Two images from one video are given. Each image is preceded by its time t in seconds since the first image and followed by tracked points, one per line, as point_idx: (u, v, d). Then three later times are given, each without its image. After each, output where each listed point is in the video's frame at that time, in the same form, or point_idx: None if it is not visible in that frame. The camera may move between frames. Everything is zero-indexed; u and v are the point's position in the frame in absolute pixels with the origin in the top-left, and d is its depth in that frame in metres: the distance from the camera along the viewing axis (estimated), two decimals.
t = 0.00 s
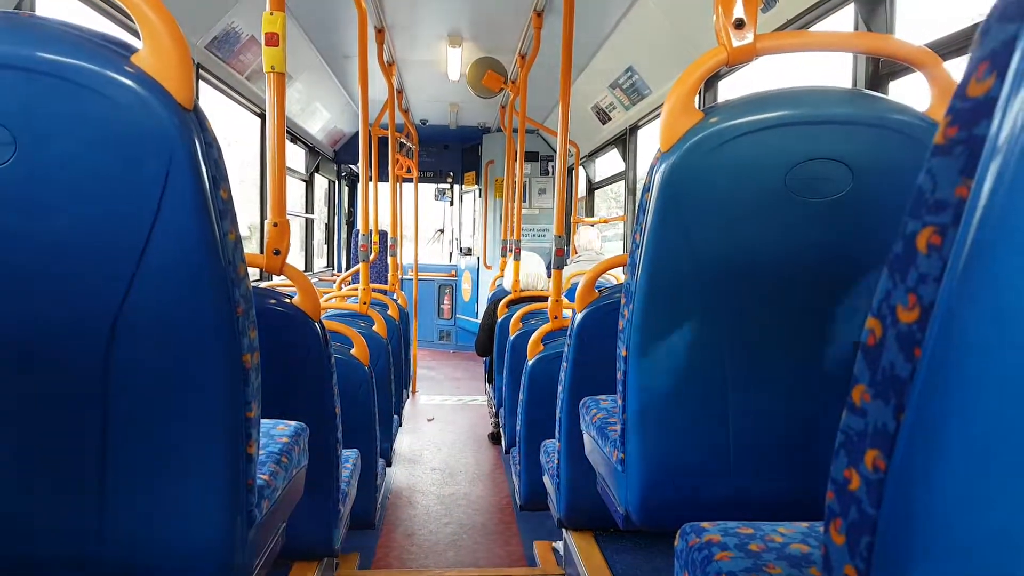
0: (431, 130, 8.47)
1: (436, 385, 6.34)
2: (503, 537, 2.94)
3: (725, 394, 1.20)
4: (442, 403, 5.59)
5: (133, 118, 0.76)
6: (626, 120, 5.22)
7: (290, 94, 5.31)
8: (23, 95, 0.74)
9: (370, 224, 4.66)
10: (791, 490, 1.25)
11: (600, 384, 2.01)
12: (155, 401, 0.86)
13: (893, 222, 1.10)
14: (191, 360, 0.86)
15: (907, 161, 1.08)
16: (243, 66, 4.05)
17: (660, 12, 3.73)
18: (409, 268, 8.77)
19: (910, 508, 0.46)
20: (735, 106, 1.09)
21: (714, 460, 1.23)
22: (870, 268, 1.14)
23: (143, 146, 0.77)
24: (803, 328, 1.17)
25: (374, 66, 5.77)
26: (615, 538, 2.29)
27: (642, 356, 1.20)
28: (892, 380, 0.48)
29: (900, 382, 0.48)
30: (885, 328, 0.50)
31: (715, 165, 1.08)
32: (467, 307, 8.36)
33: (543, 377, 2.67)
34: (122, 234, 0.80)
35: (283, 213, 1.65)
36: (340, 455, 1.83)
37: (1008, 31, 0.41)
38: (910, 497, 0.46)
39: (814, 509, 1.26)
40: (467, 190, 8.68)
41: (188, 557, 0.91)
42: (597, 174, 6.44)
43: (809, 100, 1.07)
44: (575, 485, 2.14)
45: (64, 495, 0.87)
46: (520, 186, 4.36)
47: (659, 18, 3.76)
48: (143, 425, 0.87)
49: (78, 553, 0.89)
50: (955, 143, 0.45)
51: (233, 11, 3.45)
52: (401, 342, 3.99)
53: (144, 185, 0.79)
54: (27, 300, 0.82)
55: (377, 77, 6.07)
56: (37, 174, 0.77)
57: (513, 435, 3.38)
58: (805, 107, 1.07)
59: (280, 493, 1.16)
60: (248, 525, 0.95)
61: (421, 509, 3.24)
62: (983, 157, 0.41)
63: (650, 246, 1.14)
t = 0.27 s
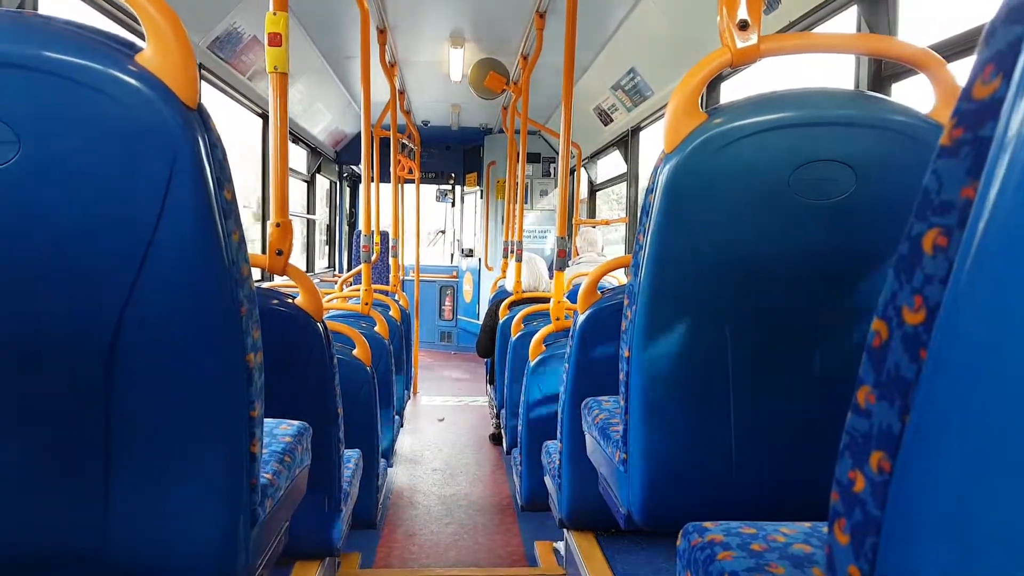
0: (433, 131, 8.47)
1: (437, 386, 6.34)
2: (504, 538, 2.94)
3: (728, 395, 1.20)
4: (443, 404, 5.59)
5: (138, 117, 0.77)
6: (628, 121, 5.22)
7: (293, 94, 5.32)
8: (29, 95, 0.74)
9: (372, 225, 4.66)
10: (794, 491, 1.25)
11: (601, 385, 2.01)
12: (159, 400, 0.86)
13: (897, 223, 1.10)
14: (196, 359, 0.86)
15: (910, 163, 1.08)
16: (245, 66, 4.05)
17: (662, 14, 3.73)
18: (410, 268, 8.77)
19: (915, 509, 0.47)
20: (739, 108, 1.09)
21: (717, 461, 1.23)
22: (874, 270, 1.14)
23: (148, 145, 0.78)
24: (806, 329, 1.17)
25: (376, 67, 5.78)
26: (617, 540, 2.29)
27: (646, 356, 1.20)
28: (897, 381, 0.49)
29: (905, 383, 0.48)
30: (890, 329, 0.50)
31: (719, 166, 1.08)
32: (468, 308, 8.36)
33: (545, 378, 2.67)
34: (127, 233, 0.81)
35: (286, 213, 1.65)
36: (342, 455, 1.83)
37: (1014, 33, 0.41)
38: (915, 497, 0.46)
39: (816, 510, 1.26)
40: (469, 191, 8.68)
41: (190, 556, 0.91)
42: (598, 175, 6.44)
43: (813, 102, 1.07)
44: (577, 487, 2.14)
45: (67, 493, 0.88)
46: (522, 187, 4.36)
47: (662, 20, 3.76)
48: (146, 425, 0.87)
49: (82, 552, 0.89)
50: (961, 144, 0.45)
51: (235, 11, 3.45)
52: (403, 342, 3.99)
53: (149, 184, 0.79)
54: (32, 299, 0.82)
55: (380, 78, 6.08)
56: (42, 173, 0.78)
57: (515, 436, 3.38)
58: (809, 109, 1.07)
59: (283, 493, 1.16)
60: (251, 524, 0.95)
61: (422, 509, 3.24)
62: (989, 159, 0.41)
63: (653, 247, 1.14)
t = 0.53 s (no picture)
0: (433, 130, 8.48)
1: (437, 385, 6.34)
2: (504, 537, 2.94)
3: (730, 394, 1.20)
4: (443, 403, 5.59)
5: (143, 117, 0.77)
6: (629, 121, 5.22)
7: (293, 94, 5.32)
8: (33, 94, 0.74)
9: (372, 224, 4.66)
10: (795, 491, 1.25)
11: (602, 384, 2.01)
12: (162, 399, 0.87)
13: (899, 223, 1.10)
14: (199, 358, 0.86)
15: (912, 162, 1.08)
16: (246, 66, 4.05)
17: (662, 14, 3.74)
18: (411, 268, 8.77)
19: (921, 507, 0.47)
20: (741, 107, 1.09)
21: (718, 460, 1.23)
22: (876, 269, 1.14)
23: (152, 144, 0.78)
24: (808, 328, 1.17)
25: (376, 66, 5.78)
26: (618, 539, 2.30)
27: (648, 356, 1.20)
28: (902, 380, 0.49)
29: (910, 382, 0.48)
30: (895, 327, 0.50)
31: (721, 166, 1.08)
32: (468, 308, 8.37)
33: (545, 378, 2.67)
34: (130, 232, 0.81)
35: (288, 213, 1.65)
36: (343, 454, 1.84)
37: (1020, 33, 0.41)
38: (921, 497, 0.46)
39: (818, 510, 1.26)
40: (469, 191, 8.69)
41: (193, 555, 0.91)
42: (598, 175, 6.44)
43: (815, 102, 1.07)
44: (578, 486, 2.14)
45: (71, 492, 0.88)
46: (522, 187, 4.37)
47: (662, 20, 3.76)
48: (149, 424, 0.87)
49: (85, 551, 0.90)
50: (966, 144, 0.45)
51: (236, 11, 3.45)
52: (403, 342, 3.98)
53: (153, 184, 0.79)
54: (36, 298, 0.82)
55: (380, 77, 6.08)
56: (46, 172, 0.78)
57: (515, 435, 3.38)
58: (811, 108, 1.07)
59: (285, 492, 1.16)
60: (254, 523, 0.95)
61: (422, 509, 3.25)
62: (995, 158, 0.41)
63: (655, 247, 1.14)
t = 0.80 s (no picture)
0: (432, 132, 8.48)
1: (437, 387, 6.33)
2: (504, 540, 2.94)
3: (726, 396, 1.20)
4: (443, 406, 5.58)
5: (135, 120, 0.77)
6: (628, 122, 5.23)
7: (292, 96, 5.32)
8: (25, 97, 0.74)
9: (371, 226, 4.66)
10: (792, 493, 1.24)
11: (600, 386, 2.01)
12: (155, 402, 0.86)
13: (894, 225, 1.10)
14: (192, 362, 0.86)
15: (908, 164, 1.08)
16: (244, 69, 4.05)
17: (660, 16, 3.74)
18: (410, 270, 8.77)
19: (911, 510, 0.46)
20: (736, 109, 1.09)
21: (714, 462, 1.23)
22: (871, 271, 1.14)
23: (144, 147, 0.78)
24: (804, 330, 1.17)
25: (375, 68, 5.78)
26: (616, 540, 2.29)
27: (644, 358, 1.20)
28: (893, 383, 0.48)
29: (900, 384, 0.48)
30: (886, 329, 0.50)
31: (716, 168, 1.08)
32: (468, 310, 8.36)
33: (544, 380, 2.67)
34: (123, 235, 0.81)
35: (284, 215, 1.65)
36: (340, 457, 1.83)
37: (1009, 34, 0.41)
38: (910, 499, 0.46)
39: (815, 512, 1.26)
40: (468, 193, 8.69)
41: (186, 559, 0.90)
42: (598, 176, 6.44)
43: (811, 104, 1.07)
44: (576, 488, 2.14)
45: (64, 496, 0.88)
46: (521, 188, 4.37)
47: (660, 21, 3.77)
48: (143, 427, 0.87)
49: (78, 554, 0.89)
50: (957, 145, 0.45)
51: (234, 13, 3.46)
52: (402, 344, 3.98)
53: (145, 187, 0.79)
54: (29, 301, 0.82)
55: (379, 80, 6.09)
56: (37, 175, 0.77)
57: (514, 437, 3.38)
58: (806, 110, 1.07)
59: (281, 495, 1.16)
60: (248, 526, 0.95)
61: (421, 511, 3.24)
62: (984, 160, 0.41)
63: (651, 249, 1.14)
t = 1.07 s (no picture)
0: (433, 132, 8.48)
1: (437, 387, 6.34)
2: (504, 540, 2.94)
3: (728, 398, 1.20)
4: (442, 405, 5.58)
5: (139, 119, 0.77)
6: (628, 122, 5.23)
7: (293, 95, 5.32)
8: (28, 95, 0.74)
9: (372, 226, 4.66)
10: (794, 493, 1.25)
11: (602, 386, 2.01)
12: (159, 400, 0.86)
13: (897, 227, 1.10)
14: (196, 361, 0.86)
15: (910, 167, 1.08)
16: (245, 68, 4.05)
17: (661, 17, 3.74)
18: (410, 270, 8.77)
19: (919, 515, 0.46)
20: (740, 109, 1.09)
21: (716, 462, 1.23)
22: (874, 272, 1.14)
23: (148, 146, 0.78)
24: (805, 331, 1.17)
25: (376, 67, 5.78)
26: (617, 540, 2.30)
27: (645, 358, 1.20)
28: (899, 383, 0.48)
29: (906, 384, 0.48)
30: (892, 330, 0.50)
31: (719, 168, 1.08)
32: (468, 310, 8.36)
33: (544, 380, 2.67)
34: (126, 234, 0.80)
35: (286, 215, 1.65)
36: (342, 456, 1.84)
37: (1017, 36, 0.41)
38: (919, 501, 0.46)
39: (816, 512, 1.26)
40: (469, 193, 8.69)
41: (190, 557, 0.91)
42: (598, 177, 6.45)
43: (815, 105, 1.07)
44: (577, 488, 2.14)
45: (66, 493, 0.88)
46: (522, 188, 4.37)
47: (661, 22, 3.77)
48: (146, 426, 0.87)
49: (80, 552, 0.89)
50: (963, 147, 0.45)
51: (235, 12, 3.45)
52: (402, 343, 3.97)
53: (149, 186, 0.79)
54: (32, 299, 0.82)
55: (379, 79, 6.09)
56: (41, 174, 0.77)
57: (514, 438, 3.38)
58: (810, 111, 1.07)
59: (283, 494, 1.16)
60: (251, 525, 0.95)
61: (421, 511, 3.24)
62: (992, 161, 0.41)
63: (653, 250, 1.14)
